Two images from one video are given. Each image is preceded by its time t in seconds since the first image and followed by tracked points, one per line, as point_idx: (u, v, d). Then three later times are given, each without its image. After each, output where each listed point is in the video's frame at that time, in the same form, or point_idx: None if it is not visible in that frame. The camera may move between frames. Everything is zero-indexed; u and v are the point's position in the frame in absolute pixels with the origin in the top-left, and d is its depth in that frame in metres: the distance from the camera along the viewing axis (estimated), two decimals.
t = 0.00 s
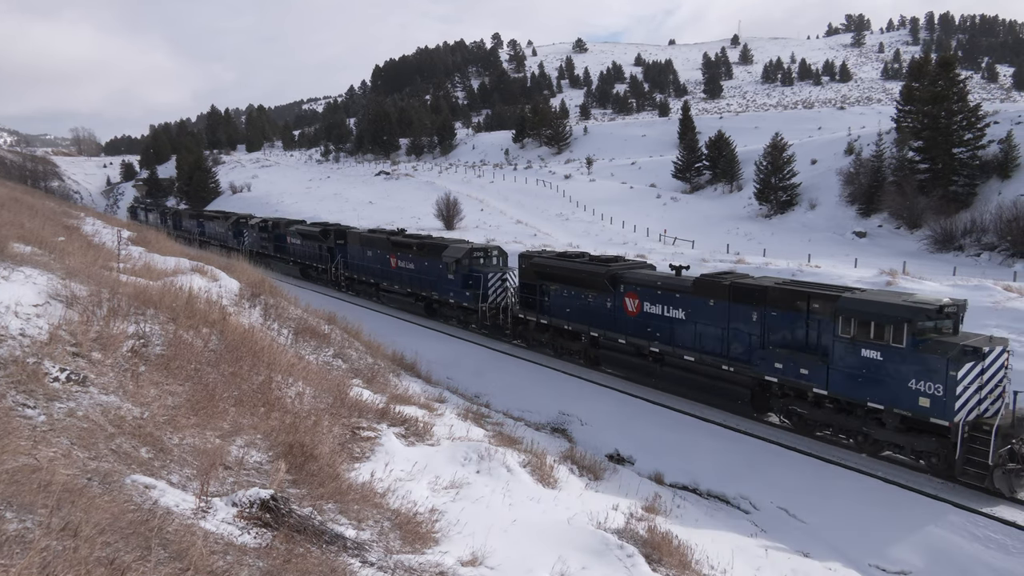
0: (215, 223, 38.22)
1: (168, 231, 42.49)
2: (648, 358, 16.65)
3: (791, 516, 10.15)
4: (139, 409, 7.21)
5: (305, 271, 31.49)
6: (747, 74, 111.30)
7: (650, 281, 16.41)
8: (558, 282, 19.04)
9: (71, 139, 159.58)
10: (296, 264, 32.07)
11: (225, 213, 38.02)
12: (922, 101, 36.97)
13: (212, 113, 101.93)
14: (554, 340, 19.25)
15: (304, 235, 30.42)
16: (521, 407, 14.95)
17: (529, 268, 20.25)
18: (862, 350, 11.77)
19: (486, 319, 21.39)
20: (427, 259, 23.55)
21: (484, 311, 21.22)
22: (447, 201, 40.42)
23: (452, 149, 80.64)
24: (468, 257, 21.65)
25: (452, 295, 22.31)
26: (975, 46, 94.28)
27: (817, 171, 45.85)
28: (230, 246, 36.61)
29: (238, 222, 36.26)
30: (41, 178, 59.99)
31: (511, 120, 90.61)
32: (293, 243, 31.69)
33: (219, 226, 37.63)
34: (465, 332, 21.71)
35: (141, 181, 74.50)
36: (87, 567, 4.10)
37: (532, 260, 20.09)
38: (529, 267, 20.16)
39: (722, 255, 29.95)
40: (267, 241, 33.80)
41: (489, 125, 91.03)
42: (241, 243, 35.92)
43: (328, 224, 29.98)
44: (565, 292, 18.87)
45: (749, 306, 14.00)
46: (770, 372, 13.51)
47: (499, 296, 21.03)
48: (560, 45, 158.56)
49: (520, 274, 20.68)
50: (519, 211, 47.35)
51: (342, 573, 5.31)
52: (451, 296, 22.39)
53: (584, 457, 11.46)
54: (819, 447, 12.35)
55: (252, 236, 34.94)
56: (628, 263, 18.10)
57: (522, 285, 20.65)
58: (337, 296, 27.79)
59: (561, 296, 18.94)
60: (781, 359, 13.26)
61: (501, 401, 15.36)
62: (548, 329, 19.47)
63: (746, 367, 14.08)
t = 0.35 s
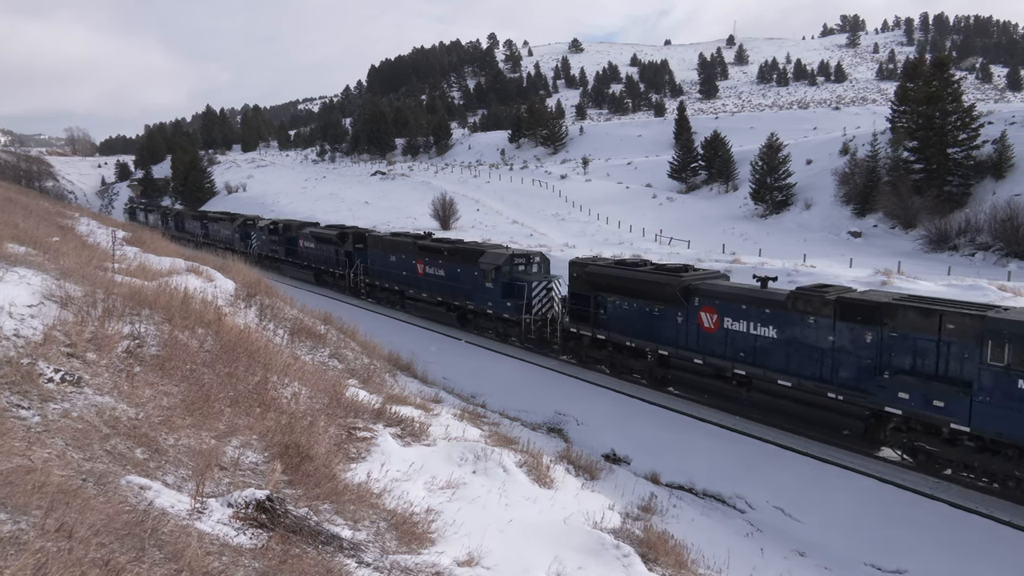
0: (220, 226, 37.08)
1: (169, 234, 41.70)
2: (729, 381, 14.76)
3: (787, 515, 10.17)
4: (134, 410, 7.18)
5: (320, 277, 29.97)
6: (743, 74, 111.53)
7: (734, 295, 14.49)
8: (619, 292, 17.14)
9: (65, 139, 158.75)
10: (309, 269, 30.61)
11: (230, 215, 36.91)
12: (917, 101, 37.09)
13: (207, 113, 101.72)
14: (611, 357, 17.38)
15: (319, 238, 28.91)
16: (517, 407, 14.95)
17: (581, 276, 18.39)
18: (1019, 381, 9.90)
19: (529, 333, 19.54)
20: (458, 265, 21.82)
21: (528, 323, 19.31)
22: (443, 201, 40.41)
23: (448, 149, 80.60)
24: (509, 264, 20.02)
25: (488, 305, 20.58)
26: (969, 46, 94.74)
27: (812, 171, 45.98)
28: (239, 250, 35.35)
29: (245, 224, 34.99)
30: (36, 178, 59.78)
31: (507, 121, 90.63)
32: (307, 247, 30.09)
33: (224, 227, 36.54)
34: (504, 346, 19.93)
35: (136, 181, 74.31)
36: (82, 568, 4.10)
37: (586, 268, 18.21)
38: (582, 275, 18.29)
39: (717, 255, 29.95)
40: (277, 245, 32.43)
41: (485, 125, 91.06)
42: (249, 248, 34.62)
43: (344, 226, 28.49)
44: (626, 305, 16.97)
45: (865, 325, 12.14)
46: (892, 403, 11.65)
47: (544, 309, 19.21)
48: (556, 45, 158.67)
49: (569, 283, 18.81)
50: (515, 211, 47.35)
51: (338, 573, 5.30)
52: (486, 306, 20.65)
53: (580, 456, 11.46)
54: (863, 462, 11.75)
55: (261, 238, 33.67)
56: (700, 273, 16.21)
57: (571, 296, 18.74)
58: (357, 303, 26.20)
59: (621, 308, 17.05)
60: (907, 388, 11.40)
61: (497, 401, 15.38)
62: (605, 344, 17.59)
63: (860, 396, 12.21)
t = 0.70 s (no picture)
0: (229, 228, 36.10)
1: (173, 238, 40.97)
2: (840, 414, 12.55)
3: (783, 515, 10.20)
4: (128, 411, 7.15)
5: (339, 285, 28.63)
6: (738, 74, 111.79)
7: (842, 312, 12.34)
8: (694, 306, 15.11)
9: (59, 139, 158.23)
10: (325, 275, 29.37)
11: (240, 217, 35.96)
12: (911, 102, 37.22)
13: (202, 112, 101.56)
14: (685, 379, 15.38)
15: (339, 243, 27.56)
16: (513, 407, 14.96)
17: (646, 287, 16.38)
18: None
19: (583, 349, 17.66)
20: (498, 273, 20.28)
21: (581, 337, 17.42)
22: (439, 201, 40.39)
23: (444, 149, 80.53)
24: (557, 272, 18.28)
25: (533, 317, 19.00)
26: (962, 47, 95.23)
27: (807, 171, 46.11)
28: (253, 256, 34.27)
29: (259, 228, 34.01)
30: (29, 178, 59.59)
31: (503, 121, 90.70)
32: (322, 250, 28.98)
33: (234, 230, 35.58)
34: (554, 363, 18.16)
35: (130, 181, 74.17)
36: (76, 569, 4.09)
37: (653, 279, 16.18)
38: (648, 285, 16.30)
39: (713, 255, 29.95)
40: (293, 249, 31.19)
41: (480, 125, 91.11)
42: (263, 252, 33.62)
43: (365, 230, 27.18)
44: (704, 320, 14.92)
45: (1017, 352, 9.91)
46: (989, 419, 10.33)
47: (598, 324, 17.42)
48: (552, 45, 158.87)
49: (630, 294, 16.82)
50: (511, 211, 47.39)
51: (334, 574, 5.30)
52: (532, 318, 19.02)
53: (575, 456, 11.46)
54: (855, 460, 11.79)
55: (274, 242, 32.61)
56: (794, 286, 14.04)
57: (633, 309, 16.74)
58: (382, 313, 24.71)
59: (696, 324, 15.06)
60: None
61: (492, 401, 15.38)
62: (679, 364, 15.56)
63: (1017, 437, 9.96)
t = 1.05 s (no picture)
0: (235, 230, 34.74)
1: (175, 241, 39.85)
2: (984, 451, 10.58)
3: (777, 514, 10.23)
4: (121, 412, 7.13)
5: (357, 292, 27.08)
6: (731, 74, 112.07)
7: (984, 336, 10.47)
8: (792, 323, 13.23)
9: (51, 138, 157.26)
10: (342, 280, 27.89)
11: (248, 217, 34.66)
12: (904, 102, 37.39)
13: (195, 112, 101.23)
14: (776, 407, 13.53)
15: (359, 247, 26.03)
16: (507, 407, 14.96)
17: (730, 301, 14.51)
18: None
19: (649, 369, 15.89)
20: (546, 281, 18.76)
21: (648, 356, 15.66)
22: (433, 201, 40.35)
23: (438, 149, 80.43)
24: (617, 282, 16.69)
25: (585, 332, 17.41)
26: (954, 48, 95.74)
27: (800, 171, 46.28)
28: (263, 259, 32.81)
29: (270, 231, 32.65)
30: (21, 178, 59.24)
31: (497, 121, 90.70)
32: (338, 255, 27.44)
33: (241, 233, 34.25)
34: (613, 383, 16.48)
35: (123, 181, 73.85)
36: (69, 571, 4.08)
37: (739, 292, 14.28)
38: (733, 298, 14.42)
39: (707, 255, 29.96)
40: (306, 253, 29.68)
41: (474, 125, 91.09)
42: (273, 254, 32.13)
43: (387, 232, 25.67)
44: (803, 340, 13.09)
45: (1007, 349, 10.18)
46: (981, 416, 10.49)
47: (666, 341, 15.73)
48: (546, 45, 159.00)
49: (708, 309, 15.01)
50: (505, 211, 47.38)
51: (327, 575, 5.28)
52: (585, 333, 17.40)
53: (570, 456, 11.47)
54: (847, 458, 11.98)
55: (284, 245, 31.12)
56: (914, 302, 12.15)
57: (710, 325, 14.92)
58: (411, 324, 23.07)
59: (791, 344, 13.26)
60: None
61: (486, 401, 15.39)
62: (769, 389, 13.70)
63: None
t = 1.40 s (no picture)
0: (243, 232, 33.59)
1: (176, 244, 38.91)
2: None
3: (768, 513, 10.26)
4: (112, 413, 7.08)
5: (378, 300, 25.60)
6: (723, 75, 112.47)
7: None
8: (917, 345, 11.34)
9: (41, 138, 155.94)
10: (360, 287, 26.53)
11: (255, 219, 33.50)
12: (894, 103, 37.61)
13: (186, 112, 100.78)
14: (897, 441, 11.65)
15: (382, 252, 24.52)
16: (500, 407, 14.97)
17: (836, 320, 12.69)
18: None
19: (732, 395, 14.07)
20: (602, 293, 17.08)
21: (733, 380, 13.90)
22: (425, 201, 40.30)
23: (430, 148, 80.35)
24: (692, 294, 14.90)
25: (651, 351, 15.69)
26: (944, 49, 96.36)
27: (792, 171, 46.51)
28: (274, 263, 31.58)
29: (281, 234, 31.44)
30: (10, 178, 58.80)
31: (489, 121, 90.73)
32: (358, 261, 26.04)
33: (248, 235, 33.11)
34: (687, 408, 14.73)
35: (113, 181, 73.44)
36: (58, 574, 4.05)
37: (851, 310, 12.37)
38: (840, 315, 12.61)
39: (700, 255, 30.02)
40: (321, 258, 28.35)
41: (467, 125, 91.07)
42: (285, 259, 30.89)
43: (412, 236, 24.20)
44: (932, 364, 11.12)
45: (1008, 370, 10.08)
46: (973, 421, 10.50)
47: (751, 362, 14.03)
48: (539, 45, 159.13)
49: (806, 329, 13.17)
50: (498, 211, 47.39)
51: None
52: (653, 352, 15.65)
53: (562, 456, 11.48)
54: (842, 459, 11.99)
55: (296, 249, 29.87)
56: None
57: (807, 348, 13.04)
58: (445, 337, 21.39)
59: (915, 370, 11.34)
60: None
61: (479, 401, 15.39)
62: (888, 421, 11.80)
63: None
